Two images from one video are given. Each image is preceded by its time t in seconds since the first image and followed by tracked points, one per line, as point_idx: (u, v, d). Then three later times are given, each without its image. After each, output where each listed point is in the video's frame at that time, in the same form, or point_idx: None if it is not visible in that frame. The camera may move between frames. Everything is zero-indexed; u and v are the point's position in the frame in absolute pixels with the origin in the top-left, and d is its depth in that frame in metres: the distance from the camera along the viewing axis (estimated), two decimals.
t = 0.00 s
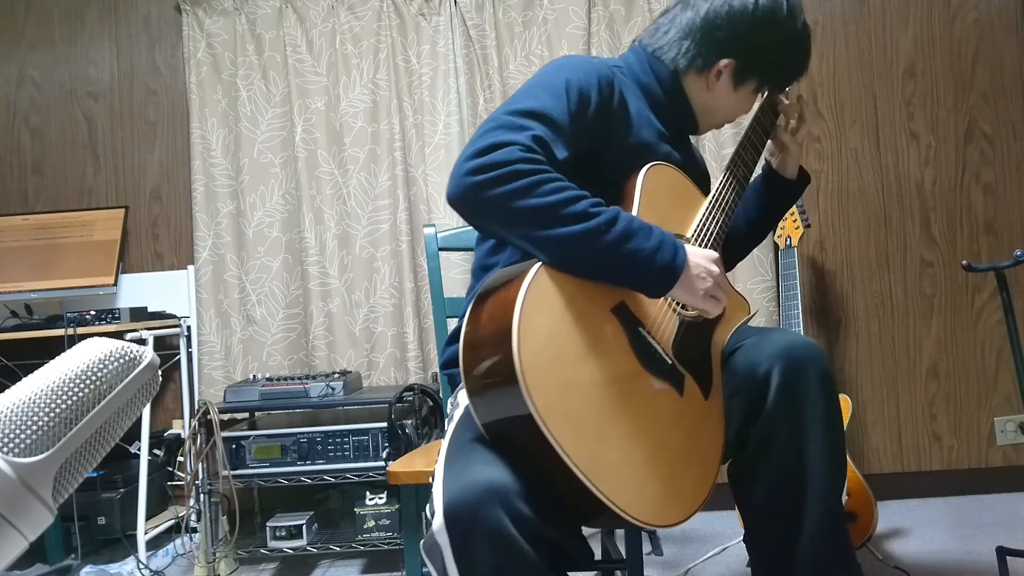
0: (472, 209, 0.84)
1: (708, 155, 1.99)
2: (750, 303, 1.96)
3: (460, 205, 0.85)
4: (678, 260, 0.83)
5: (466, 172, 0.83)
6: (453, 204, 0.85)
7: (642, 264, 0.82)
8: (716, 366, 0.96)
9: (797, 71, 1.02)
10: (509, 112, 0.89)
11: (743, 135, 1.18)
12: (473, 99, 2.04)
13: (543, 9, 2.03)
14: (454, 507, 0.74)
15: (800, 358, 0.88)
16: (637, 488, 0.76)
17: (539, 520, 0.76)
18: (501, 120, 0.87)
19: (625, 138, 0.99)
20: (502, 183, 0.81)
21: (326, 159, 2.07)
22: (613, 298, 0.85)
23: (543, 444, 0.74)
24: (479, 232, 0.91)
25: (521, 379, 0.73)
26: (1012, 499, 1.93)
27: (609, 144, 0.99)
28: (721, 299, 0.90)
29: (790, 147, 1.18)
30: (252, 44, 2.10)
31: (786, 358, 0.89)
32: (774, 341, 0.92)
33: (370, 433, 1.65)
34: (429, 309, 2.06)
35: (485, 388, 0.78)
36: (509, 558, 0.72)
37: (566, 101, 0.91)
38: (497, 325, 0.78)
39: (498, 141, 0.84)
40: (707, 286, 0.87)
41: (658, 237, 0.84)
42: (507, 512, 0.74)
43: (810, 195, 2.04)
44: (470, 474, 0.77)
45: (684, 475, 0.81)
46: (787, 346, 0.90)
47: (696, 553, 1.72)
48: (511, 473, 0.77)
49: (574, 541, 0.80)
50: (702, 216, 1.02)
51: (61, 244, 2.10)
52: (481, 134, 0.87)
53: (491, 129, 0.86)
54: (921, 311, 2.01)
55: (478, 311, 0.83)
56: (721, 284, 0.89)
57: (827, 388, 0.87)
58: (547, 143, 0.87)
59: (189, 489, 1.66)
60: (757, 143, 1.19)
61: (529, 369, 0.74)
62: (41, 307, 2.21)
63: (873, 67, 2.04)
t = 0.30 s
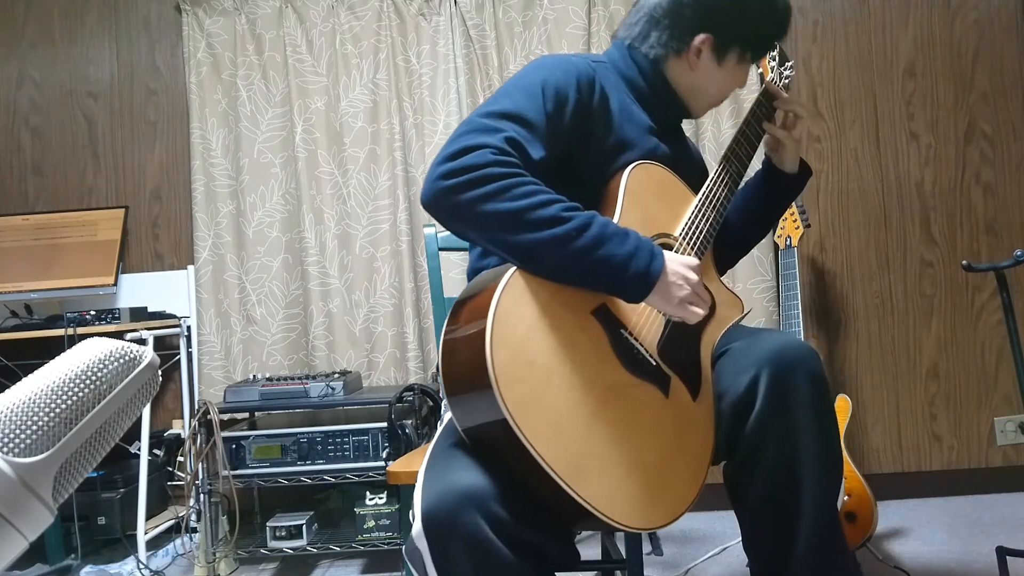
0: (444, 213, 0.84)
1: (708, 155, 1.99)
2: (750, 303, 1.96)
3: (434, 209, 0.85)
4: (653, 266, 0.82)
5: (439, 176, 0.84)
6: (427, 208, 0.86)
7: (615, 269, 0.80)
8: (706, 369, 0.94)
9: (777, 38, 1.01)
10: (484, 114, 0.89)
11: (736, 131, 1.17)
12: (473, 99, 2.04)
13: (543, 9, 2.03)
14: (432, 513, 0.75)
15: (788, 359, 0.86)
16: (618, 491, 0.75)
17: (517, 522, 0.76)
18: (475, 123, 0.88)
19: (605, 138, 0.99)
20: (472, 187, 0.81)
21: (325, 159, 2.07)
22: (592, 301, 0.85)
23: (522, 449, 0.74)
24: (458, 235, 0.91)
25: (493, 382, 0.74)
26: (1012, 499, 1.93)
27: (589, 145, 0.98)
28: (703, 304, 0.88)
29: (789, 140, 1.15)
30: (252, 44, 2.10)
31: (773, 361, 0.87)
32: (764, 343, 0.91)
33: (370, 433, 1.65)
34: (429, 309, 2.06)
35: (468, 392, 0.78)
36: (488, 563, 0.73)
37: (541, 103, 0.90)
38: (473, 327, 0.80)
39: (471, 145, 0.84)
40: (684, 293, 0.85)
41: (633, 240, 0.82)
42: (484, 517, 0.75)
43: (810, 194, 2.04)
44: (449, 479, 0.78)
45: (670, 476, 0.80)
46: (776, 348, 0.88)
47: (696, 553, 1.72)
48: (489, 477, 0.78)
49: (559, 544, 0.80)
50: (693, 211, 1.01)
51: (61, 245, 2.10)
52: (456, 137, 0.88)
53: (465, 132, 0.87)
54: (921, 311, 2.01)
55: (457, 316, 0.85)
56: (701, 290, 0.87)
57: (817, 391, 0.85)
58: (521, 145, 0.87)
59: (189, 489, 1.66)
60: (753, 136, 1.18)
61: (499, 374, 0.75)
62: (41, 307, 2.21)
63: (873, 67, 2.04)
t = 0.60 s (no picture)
0: (428, 215, 0.85)
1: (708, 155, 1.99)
2: (750, 303, 1.96)
3: (418, 212, 0.86)
4: (637, 261, 0.82)
5: (421, 179, 0.84)
6: (412, 211, 0.86)
7: (598, 265, 0.81)
8: (698, 366, 0.94)
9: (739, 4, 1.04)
10: (465, 116, 0.89)
11: (727, 126, 1.17)
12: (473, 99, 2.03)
13: (543, 9, 2.03)
14: (422, 512, 0.76)
15: (781, 358, 0.86)
16: (610, 486, 0.75)
17: (508, 522, 0.77)
18: (456, 124, 0.88)
19: (588, 135, 1.00)
20: (454, 188, 0.82)
21: (325, 159, 2.07)
22: (579, 299, 0.85)
23: (514, 450, 0.74)
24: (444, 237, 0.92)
25: (479, 379, 0.74)
26: (1013, 499, 1.93)
27: (574, 144, 0.99)
28: (689, 299, 0.87)
29: (779, 134, 1.15)
30: (252, 44, 2.10)
31: (764, 360, 0.87)
32: (757, 340, 0.91)
33: (370, 433, 1.65)
34: (429, 309, 2.06)
35: (454, 391, 0.78)
36: (479, 563, 0.73)
37: (521, 103, 0.91)
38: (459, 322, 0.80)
39: (452, 146, 0.85)
40: (668, 287, 0.84)
41: (616, 236, 0.83)
42: (473, 516, 0.75)
43: (810, 195, 2.04)
44: (440, 477, 0.78)
45: (663, 472, 0.80)
46: (767, 347, 0.88)
47: (695, 553, 1.72)
48: (479, 476, 0.78)
49: (553, 543, 0.80)
50: (682, 207, 1.01)
51: (61, 245, 2.10)
52: (438, 139, 0.88)
53: (446, 134, 0.87)
54: (921, 311, 2.01)
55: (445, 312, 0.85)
56: (686, 283, 0.86)
57: (809, 390, 0.84)
58: (502, 145, 0.87)
59: (189, 489, 1.66)
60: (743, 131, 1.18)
61: (486, 370, 0.75)
62: (41, 307, 2.21)
63: (873, 67, 2.04)
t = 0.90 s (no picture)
0: (428, 213, 0.86)
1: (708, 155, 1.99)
2: (750, 303, 1.96)
3: (418, 211, 0.87)
4: (634, 251, 0.82)
5: (420, 177, 0.85)
6: (411, 210, 0.87)
7: (596, 257, 0.81)
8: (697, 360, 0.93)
9: None
10: (461, 115, 0.90)
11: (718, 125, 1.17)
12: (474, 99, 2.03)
13: (543, 9, 2.03)
14: (425, 505, 0.76)
15: (780, 352, 0.86)
16: (612, 477, 0.75)
17: (513, 517, 0.77)
18: (453, 123, 0.89)
19: (578, 132, 1.00)
20: (452, 186, 0.83)
21: (325, 159, 2.07)
22: (579, 292, 0.85)
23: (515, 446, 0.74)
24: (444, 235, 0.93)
25: (481, 369, 0.74)
26: (1013, 499, 1.93)
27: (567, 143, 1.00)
28: (688, 288, 0.87)
29: (770, 136, 1.16)
30: (252, 44, 2.10)
31: (763, 355, 0.87)
32: (756, 334, 0.91)
33: (370, 433, 1.65)
34: (429, 309, 2.06)
35: (458, 385, 0.78)
36: (478, 561, 0.73)
37: (516, 101, 0.92)
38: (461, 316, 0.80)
39: (449, 145, 0.86)
40: (667, 276, 0.84)
41: (614, 228, 0.83)
42: (477, 509, 0.75)
43: (810, 195, 2.04)
44: (443, 472, 0.78)
45: (665, 463, 0.80)
46: (766, 341, 0.88)
47: (695, 553, 1.72)
48: (481, 470, 0.78)
49: (555, 540, 0.80)
50: (677, 204, 1.01)
51: (61, 245, 2.10)
52: (435, 139, 0.89)
53: (443, 133, 0.88)
54: (921, 311, 2.01)
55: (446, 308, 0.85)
56: (684, 273, 0.86)
57: (810, 385, 0.84)
58: (499, 142, 0.88)
59: (189, 489, 1.66)
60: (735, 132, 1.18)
61: (487, 360, 0.75)
62: (41, 307, 2.21)
63: (874, 67, 2.04)
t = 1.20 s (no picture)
0: (437, 207, 0.87)
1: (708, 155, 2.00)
2: (750, 303, 1.96)
3: (427, 205, 0.87)
4: (641, 244, 0.82)
5: (429, 172, 0.86)
6: (421, 204, 0.88)
7: (602, 249, 0.81)
8: (702, 354, 0.93)
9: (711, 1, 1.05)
10: (468, 111, 0.90)
11: (716, 129, 1.16)
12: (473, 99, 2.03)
13: (543, 9, 2.03)
14: (437, 495, 0.75)
15: (784, 346, 0.87)
16: (620, 469, 0.74)
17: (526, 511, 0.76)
18: (461, 119, 0.89)
19: (582, 134, 1.00)
20: (461, 179, 0.83)
21: (325, 159, 2.07)
22: (587, 286, 0.85)
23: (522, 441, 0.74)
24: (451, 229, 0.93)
25: (493, 357, 0.74)
26: (1013, 500, 1.93)
27: (569, 145, 1.00)
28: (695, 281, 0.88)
29: (765, 142, 1.17)
30: (252, 44, 2.10)
31: (768, 348, 0.87)
32: (760, 329, 0.91)
33: (370, 433, 1.65)
34: (429, 309, 2.06)
35: (469, 379, 0.78)
36: (479, 561, 0.73)
37: (522, 99, 0.92)
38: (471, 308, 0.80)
39: (458, 140, 0.86)
40: (673, 267, 0.85)
41: (620, 221, 0.83)
42: (489, 500, 0.74)
43: (809, 195, 2.04)
44: (454, 464, 0.78)
45: (673, 456, 0.80)
46: (770, 336, 0.88)
47: (696, 553, 1.72)
48: (494, 462, 0.78)
49: (559, 539, 0.80)
50: (678, 204, 1.01)
51: (61, 245, 2.10)
52: (443, 134, 0.90)
53: (451, 129, 0.88)
54: (921, 311, 2.01)
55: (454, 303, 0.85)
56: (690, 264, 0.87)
57: (812, 380, 0.85)
58: (506, 138, 0.88)
59: (188, 489, 1.66)
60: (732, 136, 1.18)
61: (499, 349, 0.75)
62: (41, 307, 2.21)
63: (873, 66, 2.04)
